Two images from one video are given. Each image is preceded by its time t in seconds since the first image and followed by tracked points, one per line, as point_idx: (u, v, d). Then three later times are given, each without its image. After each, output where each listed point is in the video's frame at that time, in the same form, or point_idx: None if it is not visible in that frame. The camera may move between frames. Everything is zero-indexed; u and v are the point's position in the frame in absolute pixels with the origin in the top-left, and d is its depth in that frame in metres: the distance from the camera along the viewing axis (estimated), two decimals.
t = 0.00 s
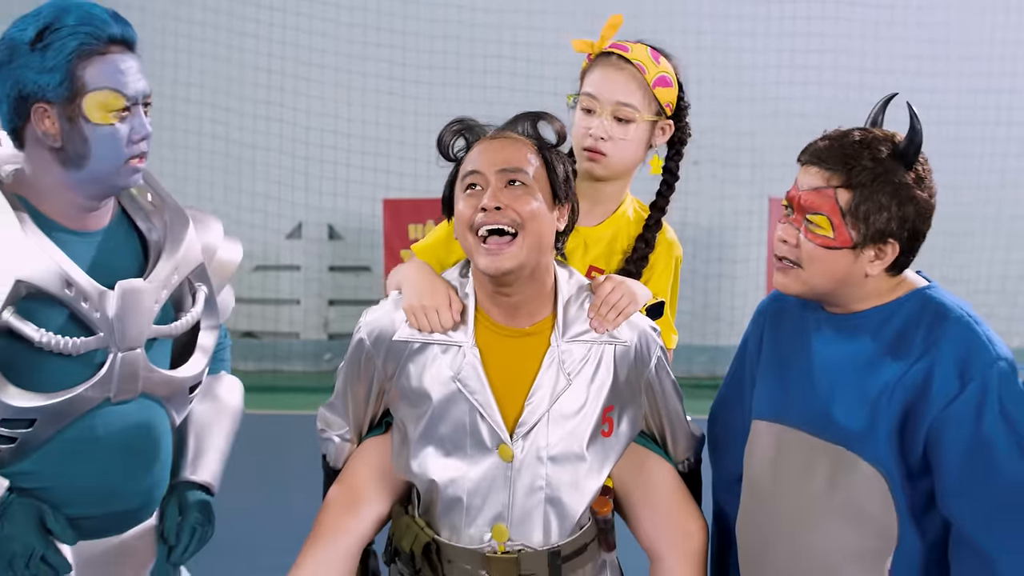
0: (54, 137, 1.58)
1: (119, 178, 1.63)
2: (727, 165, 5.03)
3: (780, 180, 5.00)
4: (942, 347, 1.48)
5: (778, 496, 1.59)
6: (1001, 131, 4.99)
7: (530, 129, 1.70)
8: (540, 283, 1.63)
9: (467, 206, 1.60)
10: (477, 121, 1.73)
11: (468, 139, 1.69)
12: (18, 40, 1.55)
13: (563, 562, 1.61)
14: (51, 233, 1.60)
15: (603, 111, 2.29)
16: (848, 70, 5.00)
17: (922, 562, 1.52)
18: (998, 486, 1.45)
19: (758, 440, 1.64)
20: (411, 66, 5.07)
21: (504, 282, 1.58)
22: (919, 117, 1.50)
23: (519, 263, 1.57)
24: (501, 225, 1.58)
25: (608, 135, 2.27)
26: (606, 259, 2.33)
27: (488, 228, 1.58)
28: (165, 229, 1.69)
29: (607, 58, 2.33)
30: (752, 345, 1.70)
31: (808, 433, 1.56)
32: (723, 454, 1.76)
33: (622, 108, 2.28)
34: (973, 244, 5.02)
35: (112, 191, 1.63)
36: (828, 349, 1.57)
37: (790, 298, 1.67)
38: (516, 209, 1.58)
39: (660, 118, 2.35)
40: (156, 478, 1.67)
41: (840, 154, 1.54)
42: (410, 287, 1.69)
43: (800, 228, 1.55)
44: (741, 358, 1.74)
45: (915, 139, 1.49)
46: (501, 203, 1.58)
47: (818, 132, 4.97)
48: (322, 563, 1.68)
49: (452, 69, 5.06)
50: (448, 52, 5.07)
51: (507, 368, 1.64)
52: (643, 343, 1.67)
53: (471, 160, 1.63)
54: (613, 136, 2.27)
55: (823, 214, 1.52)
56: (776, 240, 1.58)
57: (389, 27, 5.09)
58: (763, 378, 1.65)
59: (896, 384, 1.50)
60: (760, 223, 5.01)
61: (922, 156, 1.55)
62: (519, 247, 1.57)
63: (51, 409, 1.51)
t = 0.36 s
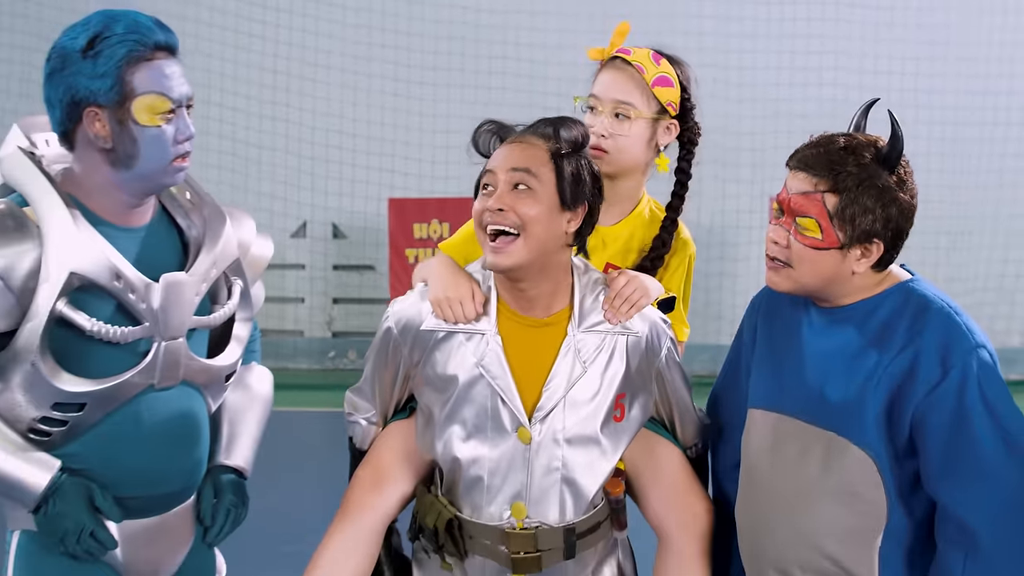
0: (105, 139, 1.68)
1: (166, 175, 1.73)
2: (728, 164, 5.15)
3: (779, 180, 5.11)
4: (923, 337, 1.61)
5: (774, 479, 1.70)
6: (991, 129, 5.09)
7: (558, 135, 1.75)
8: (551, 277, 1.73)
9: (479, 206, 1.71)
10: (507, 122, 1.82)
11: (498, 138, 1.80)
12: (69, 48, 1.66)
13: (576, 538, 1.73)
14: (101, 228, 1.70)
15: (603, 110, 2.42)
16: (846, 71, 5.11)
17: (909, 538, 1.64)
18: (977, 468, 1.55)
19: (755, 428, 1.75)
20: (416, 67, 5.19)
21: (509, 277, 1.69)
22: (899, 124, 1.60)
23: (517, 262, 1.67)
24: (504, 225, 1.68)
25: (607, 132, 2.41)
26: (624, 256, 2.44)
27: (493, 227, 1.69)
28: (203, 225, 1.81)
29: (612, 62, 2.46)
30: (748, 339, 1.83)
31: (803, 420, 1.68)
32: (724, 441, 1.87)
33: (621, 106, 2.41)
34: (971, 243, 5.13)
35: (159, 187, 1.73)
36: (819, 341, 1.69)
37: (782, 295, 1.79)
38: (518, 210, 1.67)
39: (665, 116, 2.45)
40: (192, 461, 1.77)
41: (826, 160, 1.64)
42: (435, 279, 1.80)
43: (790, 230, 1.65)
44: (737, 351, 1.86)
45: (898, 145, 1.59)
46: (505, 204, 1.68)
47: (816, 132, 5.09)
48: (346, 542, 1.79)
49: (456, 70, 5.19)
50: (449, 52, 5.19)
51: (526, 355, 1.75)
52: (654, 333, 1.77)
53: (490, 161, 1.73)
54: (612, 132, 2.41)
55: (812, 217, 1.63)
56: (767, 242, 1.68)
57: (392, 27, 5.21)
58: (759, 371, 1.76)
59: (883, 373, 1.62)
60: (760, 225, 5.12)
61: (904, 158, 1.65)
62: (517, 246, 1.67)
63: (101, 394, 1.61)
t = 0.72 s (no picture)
0: (142, 138, 1.80)
1: (197, 174, 1.85)
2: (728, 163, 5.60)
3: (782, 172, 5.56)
4: (905, 326, 1.70)
5: (768, 462, 1.80)
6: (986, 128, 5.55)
7: (550, 140, 1.85)
8: (548, 269, 1.86)
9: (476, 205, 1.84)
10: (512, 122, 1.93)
11: (508, 133, 1.91)
12: (114, 52, 1.77)
13: (582, 512, 1.84)
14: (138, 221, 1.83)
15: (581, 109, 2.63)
16: (842, 71, 5.54)
17: (894, 514, 1.73)
18: (958, 449, 1.64)
19: (748, 414, 1.85)
20: (418, 66, 5.66)
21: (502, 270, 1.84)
22: (881, 126, 1.72)
23: (500, 261, 1.81)
24: (491, 228, 1.81)
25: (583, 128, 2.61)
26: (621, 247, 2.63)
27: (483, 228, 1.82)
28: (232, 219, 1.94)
29: (590, 65, 2.66)
30: (740, 330, 1.94)
31: (793, 405, 1.78)
32: (719, 426, 1.98)
33: (593, 102, 2.61)
34: (968, 242, 5.60)
35: (190, 185, 1.85)
36: (807, 331, 1.79)
37: (771, 289, 1.89)
38: (503, 215, 1.80)
39: (639, 106, 2.61)
40: (225, 438, 1.90)
41: (813, 162, 1.75)
42: (447, 267, 1.92)
43: (781, 228, 1.76)
44: (730, 342, 1.97)
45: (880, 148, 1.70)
46: (490, 210, 1.80)
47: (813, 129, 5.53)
48: (368, 519, 1.91)
49: (458, 70, 5.67)
50: (450, 53, 5.67)
51: (532, 340, 1.87)
52: (653, 318, 1.90)
53: (489, 164, 1.85)
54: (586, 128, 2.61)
55: (801, 216, 1.74)
56: (759, 239, 1.80)
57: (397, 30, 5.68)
58: (750, 360, 1.87)
59: (868, 359, 1.72)
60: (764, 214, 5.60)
61: (886, 159, 1.76)
62: (500, 248, 1.81)
63: (140, 375, 1.73)
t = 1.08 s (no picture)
0: (141, 131, 1.88)
1: (191, 174, 1.91)
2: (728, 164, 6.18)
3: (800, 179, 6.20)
4: (879, 316, 1.79)
5: (752, 446, 1.88)
6: (984, 129, 6.17)
7: (549, 136, 1.94)
8: (546, 260, 1.95)
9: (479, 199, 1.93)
10: (510, 120, 2.01)
11: (507, 132, 2.00)
12: (130, 49, 1.87)
13: (579, 492, 1.93)
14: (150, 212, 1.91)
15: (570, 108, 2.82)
16: (840, 67, 6.14)
17: (870, 495, 1.82)
18: (931, 433, 1.72)
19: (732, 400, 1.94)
20: (419, 66, 6.21)
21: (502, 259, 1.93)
22: (855, 127, 1.79)
23: (500, 251, 1.90)
24: (494, 219, 1.90)
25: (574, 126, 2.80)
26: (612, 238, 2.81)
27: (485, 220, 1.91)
28: (240, 208, 2.02)
29: (574, 67, 2.85)
30: (726, 320, 2.02)
31: (775, 391, 1.86)
32: (706, 412, 2.06)
33: (580, 101, 2.79)
34: (962, 239, 6.23)
35: (185, 184, 1.92)
36: (788, 321, 1.88)
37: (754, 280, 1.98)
38: (506, 209, 1.88)
39: (624, 101, 2.80)
40: (244, 414, 1.99)
41: (791, 160, 1.84)
42: (449, 257, 2.01)
43: (761, 223, 1.84)
44: (716, 331, 2.06)
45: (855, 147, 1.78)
46: (494, 204, 1.89)
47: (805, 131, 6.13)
48: (372, 500, 1.99)
49: (458, 70, 6.22)
50: (452, 54, 6.23)
51: (532, 329, 1.95)
52: (646, 307, 1.99)
53: (491, 159, 1.94)
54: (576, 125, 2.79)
55: (780, 212, 1.82)
56: (742, 234, 1.88)
57: (399, 30, 6.22)
58: (735, 349, 1.95)
59: (845, 348, 1.81)
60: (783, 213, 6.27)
61: (861, 156, 1.84)
62: (501, 239, 1.89)
63: (156, 352, 1.82)
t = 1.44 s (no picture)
0: (156, 129, 1.98)
1: (206, 163, 2.01)
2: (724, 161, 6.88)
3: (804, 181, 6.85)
4: (852, 304, 1.89)
5: (734, 429, 1.98)
6: (978, 129, 6.89)
7: (541, 136, 2.04)
8: (539, 253, 2.04)
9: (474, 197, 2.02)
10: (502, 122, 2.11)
11: (501, 132, 2.10)
12: (130, 57, 1.98)
13: (570, 474, 2.03)
14: (162, 208, 2.01)
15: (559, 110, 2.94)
16: (837, 67, 6.88)
17: (846, 473, 1.92)
18: (900, 415, 1.82)
19: (716, 386, 2.04)
20: (419, 66, 6.84)
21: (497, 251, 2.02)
22: (829, 126, 1.90)
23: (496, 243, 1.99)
24: (489, 215, 1.99)
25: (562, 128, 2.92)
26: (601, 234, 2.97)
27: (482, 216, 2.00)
28: (246, 205, 2.12)
29: (564, 70, 2.96)
30: (710, 311, 2.13)
31: (757, 377, 1.96)
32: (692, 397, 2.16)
33: (569, 103, 2.90)
34: (958, 236, 6.93)
35: (202, 173, 2.01)
36: (767, 310, 1.98)
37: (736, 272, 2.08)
38: (500, 205, 1.98)
39: (612, 105, 2.91)
40: (252, 402, 2.10)
41: (769, 158, 1.94)
42: (445, 250, 2.11)
43: (741, 218, 1.95)
44: (701, 321, 2.16)
45: (828, 145, 1.89)
46: (489, 200, 1.99)
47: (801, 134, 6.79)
48: (374, 484, 2.09)
49: (457, 70, 6.85)
50: (451, 54, 6.86)
51: (524, 320, 2.05)
52: (632, 299, 2.09)
53: (485, 160, 2.04)
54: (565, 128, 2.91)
55: (758, 207, 1.92)
56: (722, 227, 1.98)
57: (399, 31, 6.86)
58: (719, 337, 2.05)
59: (820, 335, 1.91)
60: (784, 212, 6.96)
61: (836, 153, 1.94)
62: (496, 233, 1.99)
63: (164, 341, 1.92)
